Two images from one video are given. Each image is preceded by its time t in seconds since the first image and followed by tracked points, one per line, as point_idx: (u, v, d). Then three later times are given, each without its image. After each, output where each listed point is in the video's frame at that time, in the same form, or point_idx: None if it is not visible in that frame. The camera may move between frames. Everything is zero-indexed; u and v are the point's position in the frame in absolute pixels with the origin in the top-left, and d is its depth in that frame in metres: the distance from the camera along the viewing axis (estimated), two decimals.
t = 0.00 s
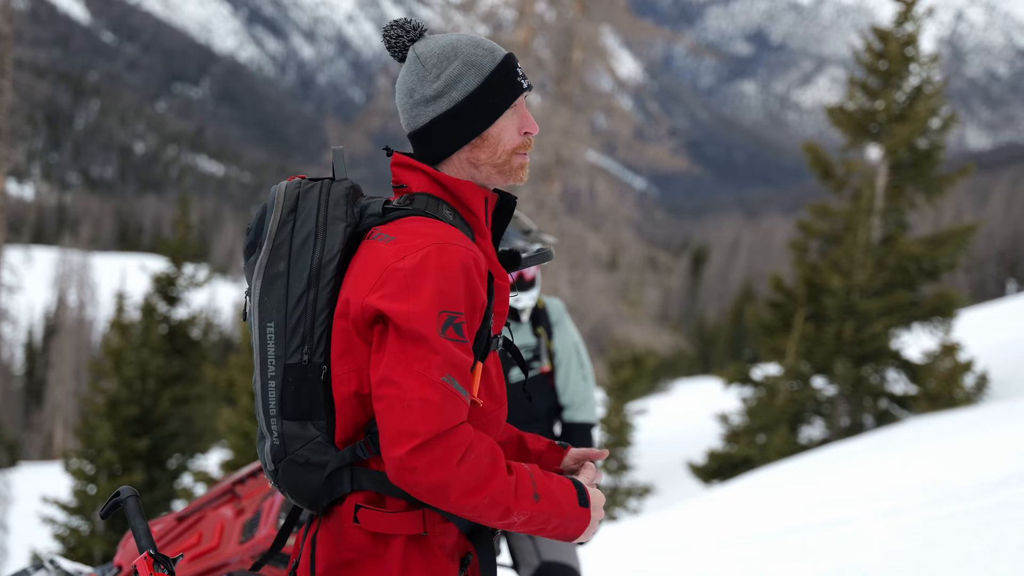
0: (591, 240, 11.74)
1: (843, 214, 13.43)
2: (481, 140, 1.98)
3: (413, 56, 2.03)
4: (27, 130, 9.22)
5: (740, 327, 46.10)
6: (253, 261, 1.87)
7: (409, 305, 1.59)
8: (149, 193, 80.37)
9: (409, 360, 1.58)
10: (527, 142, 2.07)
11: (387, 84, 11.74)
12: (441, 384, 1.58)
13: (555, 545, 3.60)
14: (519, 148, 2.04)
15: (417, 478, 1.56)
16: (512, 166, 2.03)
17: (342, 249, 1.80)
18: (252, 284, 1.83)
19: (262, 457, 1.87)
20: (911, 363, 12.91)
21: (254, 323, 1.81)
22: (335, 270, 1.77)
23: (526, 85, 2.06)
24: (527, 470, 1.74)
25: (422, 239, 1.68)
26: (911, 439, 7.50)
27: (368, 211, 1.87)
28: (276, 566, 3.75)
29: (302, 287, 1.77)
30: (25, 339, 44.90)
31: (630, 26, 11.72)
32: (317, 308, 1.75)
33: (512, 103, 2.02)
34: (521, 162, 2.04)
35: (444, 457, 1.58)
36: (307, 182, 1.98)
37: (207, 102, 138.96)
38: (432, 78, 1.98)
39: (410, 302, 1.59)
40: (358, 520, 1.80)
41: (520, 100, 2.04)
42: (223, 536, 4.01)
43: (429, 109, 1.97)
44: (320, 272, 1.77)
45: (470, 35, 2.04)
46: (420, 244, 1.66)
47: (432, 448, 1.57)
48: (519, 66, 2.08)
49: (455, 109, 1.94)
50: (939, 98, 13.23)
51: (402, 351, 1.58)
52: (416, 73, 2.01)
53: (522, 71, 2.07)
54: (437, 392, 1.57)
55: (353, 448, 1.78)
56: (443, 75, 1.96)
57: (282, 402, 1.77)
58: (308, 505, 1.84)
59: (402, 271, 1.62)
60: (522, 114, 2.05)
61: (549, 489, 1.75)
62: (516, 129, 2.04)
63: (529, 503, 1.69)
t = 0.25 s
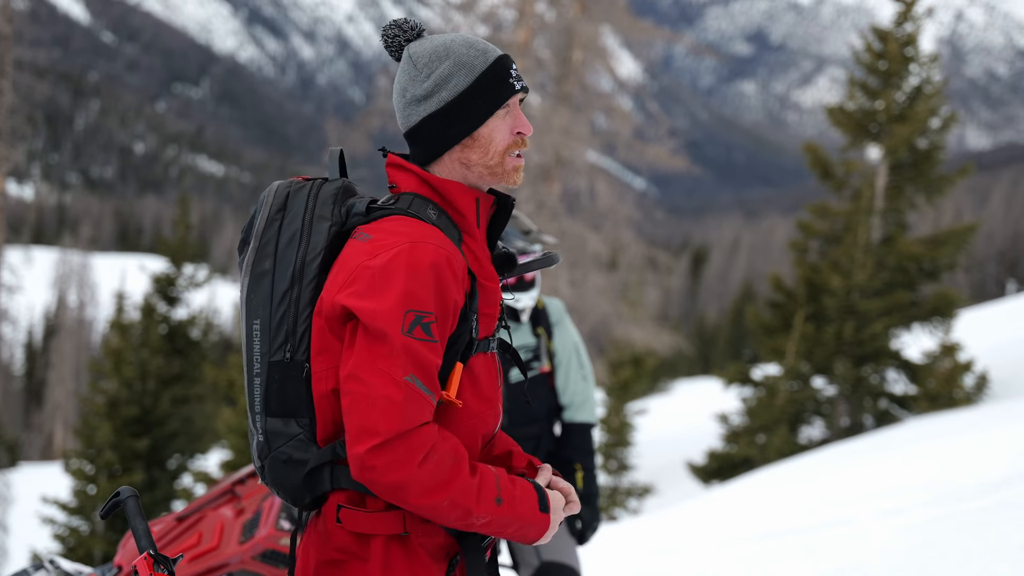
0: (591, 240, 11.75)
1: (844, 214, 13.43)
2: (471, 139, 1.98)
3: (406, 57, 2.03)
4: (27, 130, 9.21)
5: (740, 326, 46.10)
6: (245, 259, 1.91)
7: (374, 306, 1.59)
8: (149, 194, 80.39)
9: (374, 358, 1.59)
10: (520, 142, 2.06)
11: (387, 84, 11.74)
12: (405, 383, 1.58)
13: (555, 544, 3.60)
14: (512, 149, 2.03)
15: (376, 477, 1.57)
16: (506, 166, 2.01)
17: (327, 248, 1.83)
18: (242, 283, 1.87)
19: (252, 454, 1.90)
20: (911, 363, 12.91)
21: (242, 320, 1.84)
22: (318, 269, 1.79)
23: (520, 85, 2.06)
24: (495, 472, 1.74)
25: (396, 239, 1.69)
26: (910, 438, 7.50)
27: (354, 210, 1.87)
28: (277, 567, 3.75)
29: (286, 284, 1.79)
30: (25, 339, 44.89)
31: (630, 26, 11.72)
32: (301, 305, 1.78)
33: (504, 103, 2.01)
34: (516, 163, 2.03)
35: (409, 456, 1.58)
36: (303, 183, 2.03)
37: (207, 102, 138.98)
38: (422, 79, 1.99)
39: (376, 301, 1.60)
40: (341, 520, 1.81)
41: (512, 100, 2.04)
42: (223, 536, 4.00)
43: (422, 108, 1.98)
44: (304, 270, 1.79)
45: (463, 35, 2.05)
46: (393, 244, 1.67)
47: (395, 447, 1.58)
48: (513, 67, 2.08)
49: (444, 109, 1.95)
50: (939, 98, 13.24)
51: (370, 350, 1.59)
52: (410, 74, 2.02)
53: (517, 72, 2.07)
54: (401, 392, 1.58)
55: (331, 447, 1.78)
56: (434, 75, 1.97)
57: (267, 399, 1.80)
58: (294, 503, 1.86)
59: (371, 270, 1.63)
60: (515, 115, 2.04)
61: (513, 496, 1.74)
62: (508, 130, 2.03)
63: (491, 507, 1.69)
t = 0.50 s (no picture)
0: (591, 240, 11.77)
1: (843, 214, 13.43)
2: (471, 140, 1.98)
3: (407, 56, 2.03)
4: (27, 131, 9.22)
5: (740, 327, 46.08)
6: (242, 255, 1.92)
7: (355, 302, 1.59)
8: (149, 194, 80.43)
9: (354, 355, 1.59)
10: (521, 143, 2.06)
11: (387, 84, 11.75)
12: (384, 379, 1.58)
13: (555, 545, 3.61)
14: (512, 150, 2.03)
15: (351, 471, 1.58)
16: (506, 167, 2.02)
17: (319, 246, 1.83)
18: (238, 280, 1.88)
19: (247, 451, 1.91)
20: (911, 363, 12.92)
21: (237, 317, 1.85)
22: (310, 265, 1.79)
23: (520, 86, 2.06)
24: (477, 473, 1.73)
25: (383, 236, 1.69)
26: (910, 439, 7.50)
27: (346, 209, 1.87)
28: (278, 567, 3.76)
29: (278, 280, 1.80)
30: (25, 339, 44.90)
31: (630, 26, 11.72)
32: (291, 302, 1.78)
33: (504, 103, 2.01)
34: (515, 164, 2.04)
35: (387, 455, 1.58)
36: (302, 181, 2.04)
37: (207, 102, 138.98)
38: (423, 78, 1.99)
39: (358, 297, 1.60)
40: (329, 518, 1.81)
41: (512, 101, 2.04)
42: (223, 536, 4.00)
43: (422, 107, 1.98)
44: (295, 267, 1.80)
45: (462, 35, 2.04)
46: (379, 241, 1.67)
47: (374, 444, 1.58)
48: (513, 68, 2.08)
49: (445, 108, 1.95)
50: (939, 98, 13.24)
51: (350, 347, 1.60)
52: (410, 74, 2.02)
53: (517, 74, 2.07)
54: (381, 389, 1.58)
55: (320, 444, 1.78)
56: (434, 74, 1.97)
57: (259, 394, 1.81)
58: (285, 500, 1.86)
59: (356, 266, 1.63)
60: (515, 116, 2.05)
61: (495, 500, 1.73)
62: (507, 130, 2.03)
63: (472, 509, 1.68)
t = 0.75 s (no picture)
0: (591, 240, 11.78)
1: (843, 214, 13.43)
2: (473, 142, 1.98)
3: (410, 56, 2.03)
4: (27, 131, 9.22)
5: (740, 327, 46.09)
6: (243, 255, 1.92)
7: (358, 303, 1.60)
8: (149, 195, 80.46)
9: (357, 357, 1.59)
10: (523, 146, 2.06)
11: (387, 85, 11.77)
12: (387, 381, 1.58)
13: (555, 545, 3.61)
14: (515, 153, 2.03)
15: (353, 473, 1.58)
16: (508, 169, 2.01)
17: (320, 247, 1.83)
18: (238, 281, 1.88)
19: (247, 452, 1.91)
20: (911, 363, 12.92)
21: (238, 318, 1.85)
22: (310, 266, 1.79)
23: (524, 88, 2.06)
24: (479, 476, 1.72)
25: (385, 237, 1.69)
26: (910, 439, 7.51)
27: (348, 210, 1.87)
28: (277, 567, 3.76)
29: (279, 282, 1.80)
30: (25, 340, 44.89)
31: (630, 26, 11.72)
32: (292, 303, 1.78)
33: (508, 105, 2.01)
34: (518, 166, 2.03)
35: (389, 456, 1.58)
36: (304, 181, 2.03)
37: (207, 103, 139.01)
38: (426, 78, 1.98)
39: (360, 298, 1.60)
40: (330, 518, 1.81)
41: (515, 102, 2.04)
42: (223, 537, 4.00)
43: (425, 108, 1.97)
44: (296, 267, 1.80)
45: (465, 36, 2.04)
46: (382, 242, 1.67)
47: (375, 446, 1.58)
48: (517, 70, 2.08)
49: (448, 109, 1.95)
50: (939, 99, 13.25)
51: (352, 348, 1.60)
52: (412, 74, 2.02)
53: (520, 75, 2.07)
54: (383, 390, 1.58)
55: (321, 446, 1.78)
56: (438, 75, 1.96)
57: (260, 396, 1.81)
58: (285, 501, 1.86)
59: (358, 268, 1.63)
60: (518, 118, 2.04)
61: (496, 502, 1.73)
62: (510, 133, 2.03)
63: (474, 512, 1.67)
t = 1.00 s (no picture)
0: (591, 240, 11.80)
1: (843, 215, 13.43)
2: (474, 143, 1.98)
3: (409, 58, 2.02)
4: (26, 132, 9.22)
5: (740, 327, 46.09)
6: (243, 259, 1.92)
7: (367, 305, 1.59)
8: (148, 195, 80.47)
9: (367, 359, 1.59)
10: (522, 146, 2.07)
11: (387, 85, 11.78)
12: (397, 383, 1.58)
13: (555, 545, 3.61)
14: (514, 153, 2.03)
15: (366, 476, 1.58)
16: (507, 171, 2.02)
17: (322, 249, 1.82)
18: (239, 284, 1.87)
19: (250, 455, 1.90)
20: (911, 363, 12.93)
21: (240, 321, 1.84)
22: (313, 269, 1.79)
23: (524, 89, 2.06)
24: (489, 477, 1.72)
25: (391, 239, 1.68)
26: (910, 440, 7.51)
27: (350, 211, 1.87)
28: (277, 567, 3.76)
29: (282, 285, 1.80)
30: (25, 340, 44.88)
31: (630, 26, 11.73)
32: (296, 305, 1.78)
33: (508, 106, 2.02)
34: (517, 167, 2.04)
35: (401, 458, 1.58)
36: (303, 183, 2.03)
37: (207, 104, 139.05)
38: (426, 79, 1.98)
39: (369, 301, 1.60)
40: (336, 521, 1.81)
41: (515, 103, 2.04)
42: (223, 537, 4.00)
43: (426, 109, 1.97)
44: (300, 270, 1.80)
45: (464, 36, 2.04)
46: (388, 244, 1.67)
47: (386, 448, 1.58)
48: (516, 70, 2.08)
49: (451, 111, 1.94)
50: (938, 99, 13.26)
51: (361, 350, 1.59)
52: (412, 75, 2.01)
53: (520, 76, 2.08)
54: (393, 392, 1.58)
55: (328, 448, 1.78)
56: (439, 76, 1.96)
57: (264, 399, 1.80)
58: (291, 504, 1.86)
59: (365, 271, 1.63)
60: (518, 119, 2.05)
61: (506, 501, 1.73)
62: (509, 134, 2.03)
63: (485, 512, 1.67)
